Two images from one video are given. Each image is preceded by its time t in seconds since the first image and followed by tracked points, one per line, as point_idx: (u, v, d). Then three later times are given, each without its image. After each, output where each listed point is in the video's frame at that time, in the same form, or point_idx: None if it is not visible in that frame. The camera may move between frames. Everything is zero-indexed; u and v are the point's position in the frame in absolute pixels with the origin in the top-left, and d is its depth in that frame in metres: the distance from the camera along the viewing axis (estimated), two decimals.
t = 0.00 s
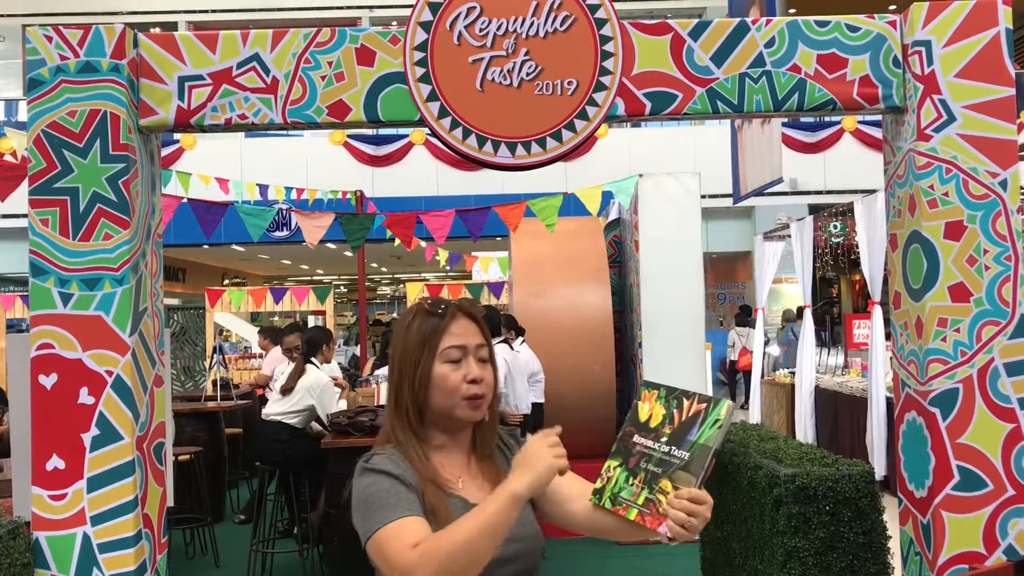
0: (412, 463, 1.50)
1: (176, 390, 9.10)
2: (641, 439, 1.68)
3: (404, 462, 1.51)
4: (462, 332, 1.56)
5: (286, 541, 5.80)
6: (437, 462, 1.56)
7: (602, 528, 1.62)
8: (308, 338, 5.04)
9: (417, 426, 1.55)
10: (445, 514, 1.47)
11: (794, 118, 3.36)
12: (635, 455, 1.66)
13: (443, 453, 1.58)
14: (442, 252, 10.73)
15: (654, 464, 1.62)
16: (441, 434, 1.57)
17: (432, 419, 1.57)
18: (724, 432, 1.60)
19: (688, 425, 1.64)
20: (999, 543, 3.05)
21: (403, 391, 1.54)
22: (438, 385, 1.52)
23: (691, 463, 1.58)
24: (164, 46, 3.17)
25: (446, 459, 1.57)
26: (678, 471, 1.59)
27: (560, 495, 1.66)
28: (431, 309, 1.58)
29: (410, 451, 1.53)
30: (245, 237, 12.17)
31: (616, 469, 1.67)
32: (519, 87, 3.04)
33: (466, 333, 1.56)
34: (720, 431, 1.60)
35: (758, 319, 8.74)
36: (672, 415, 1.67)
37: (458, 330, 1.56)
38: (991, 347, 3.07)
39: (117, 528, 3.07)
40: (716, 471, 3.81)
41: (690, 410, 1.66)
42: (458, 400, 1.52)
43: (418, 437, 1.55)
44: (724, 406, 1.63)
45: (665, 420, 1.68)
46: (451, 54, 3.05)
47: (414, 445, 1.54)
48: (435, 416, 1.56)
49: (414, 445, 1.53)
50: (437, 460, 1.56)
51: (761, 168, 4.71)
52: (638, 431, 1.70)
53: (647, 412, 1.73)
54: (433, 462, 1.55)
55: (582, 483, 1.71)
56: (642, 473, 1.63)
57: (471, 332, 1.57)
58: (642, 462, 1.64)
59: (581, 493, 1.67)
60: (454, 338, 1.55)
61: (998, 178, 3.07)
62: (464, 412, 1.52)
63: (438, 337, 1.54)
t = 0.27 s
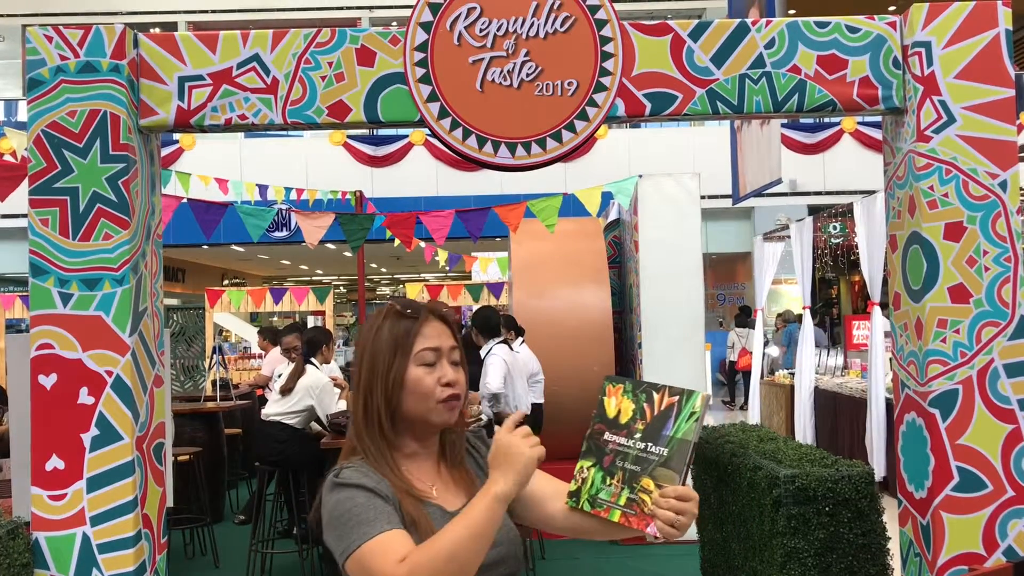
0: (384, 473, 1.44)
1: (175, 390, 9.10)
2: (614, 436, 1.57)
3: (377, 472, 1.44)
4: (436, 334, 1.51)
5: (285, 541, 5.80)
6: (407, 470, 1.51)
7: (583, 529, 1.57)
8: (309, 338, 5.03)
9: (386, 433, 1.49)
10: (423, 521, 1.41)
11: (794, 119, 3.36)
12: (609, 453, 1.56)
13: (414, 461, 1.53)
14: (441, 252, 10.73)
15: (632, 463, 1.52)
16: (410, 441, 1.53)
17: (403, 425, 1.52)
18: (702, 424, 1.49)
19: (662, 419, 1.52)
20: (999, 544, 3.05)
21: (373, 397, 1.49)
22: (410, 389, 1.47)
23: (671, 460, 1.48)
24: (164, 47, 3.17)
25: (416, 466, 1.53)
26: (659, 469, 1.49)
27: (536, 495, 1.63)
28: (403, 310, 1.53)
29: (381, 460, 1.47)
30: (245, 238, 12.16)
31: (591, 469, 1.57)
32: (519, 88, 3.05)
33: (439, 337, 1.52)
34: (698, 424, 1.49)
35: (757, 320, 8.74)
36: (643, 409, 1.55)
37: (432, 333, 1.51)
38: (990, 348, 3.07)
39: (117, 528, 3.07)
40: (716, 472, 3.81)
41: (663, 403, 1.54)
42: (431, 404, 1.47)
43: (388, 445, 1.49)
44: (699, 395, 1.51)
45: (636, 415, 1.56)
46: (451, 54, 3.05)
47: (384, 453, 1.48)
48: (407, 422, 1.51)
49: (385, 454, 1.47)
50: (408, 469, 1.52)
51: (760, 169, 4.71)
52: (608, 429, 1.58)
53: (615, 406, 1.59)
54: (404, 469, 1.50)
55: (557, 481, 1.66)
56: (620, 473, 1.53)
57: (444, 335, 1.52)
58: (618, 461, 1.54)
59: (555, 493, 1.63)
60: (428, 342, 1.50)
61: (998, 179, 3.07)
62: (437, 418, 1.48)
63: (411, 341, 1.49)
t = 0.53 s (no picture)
0: (354, 489, 1.32)
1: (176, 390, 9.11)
2: (592, 442, 1.58)
3: (346, 489, 1.31)
4: (414, 349, 1.39)
5: (284, 541, 5.80)
6: (376, 485, 1.38)
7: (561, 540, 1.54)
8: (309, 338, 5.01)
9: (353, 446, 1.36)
10: (399, 537, 1.30)
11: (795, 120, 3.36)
12: (588, 461, 1.57)
13: (385, 474, 1.40)
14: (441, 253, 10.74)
15: (611, 469, 1.52)
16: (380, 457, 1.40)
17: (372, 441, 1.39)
18: (683, 430, 1.48)
19: (642, 425, 1.52)
20: (999, 545, 3.05)
21: (341, 409, 1.36)
22: (380, 406, 1.35)
23: (650, 466, 1.47)
24: (164, 47, 3.17)
25: (387, 480, 1.40)
26: (638, 476, 1.48)
27: (513, 503, 1.52)
28: (381, 320, 1.40)
29: (349, 475, 1.34)
30: (245, 238, 12.17)
31: (570, 476, 1.57)
32: (519, 88, 3.05)
33: (418, 351, 1.39)
34: (678, 430, 1.48)
35: (757, 321, 8.74)
36: (623, 415, 1.56)
37: (410, 347, 1.38)
38: (990, 349, 3.07)
39: (117, 528, 3.07)
40: (716, 473, 3.82)
41: (643, 409, 1.54)
42: (401, 424, 1.35)
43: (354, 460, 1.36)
44: (679, 402, 1.51)
45: (616, 421, 1.57)
46: (451, 54, 3.05)
47: (349, 469, 1.35)
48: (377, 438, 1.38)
49: (352, 469, 1.34)
50: (377, 483, 1.39)
51: (760, 170, 4.70)
52: (588, 435, 1.59)
53: (595, 413, 1.62)
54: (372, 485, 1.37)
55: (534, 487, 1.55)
56: (599, 480, 1.53)
57: (421, 350, 1.40)
58: (598, 468, 1.54)
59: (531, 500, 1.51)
60: (404, 357, 1.37)
61: (998, 180, 3.08)
62: (405, 440, 1.36)
63: (385, 354, 1.36)
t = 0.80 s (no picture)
0: (336, 499, 1.31)
1: (176, 391, 9.11)
2: (580, 452, 1.58)
3: (328, 498, 1.31)
4: (397, 351, 1.39)
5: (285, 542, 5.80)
6: (360, 491, 1.38)
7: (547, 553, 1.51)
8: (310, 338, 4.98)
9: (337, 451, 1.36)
10: (382, 545, 1.29)
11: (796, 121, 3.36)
12: (575, 471, 1.57)
13: (369, 481, 1.40)
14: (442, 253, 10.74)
15: (599, 481, 1.52)
16: (365, 462, 1.40)
17: (355, 447, 1.39)
18: (671, 442, 1.50)
19: (631, 436, 1.54)
20: (1001, 545, 3.05)
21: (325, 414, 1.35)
22: (366, 409, 1.35)
23: (639, 479, 1.48)
24: (166, 47, 3.17)
25: (371, 486, 1.40)
26: (626, 488, 1.48)
27: (499, 512, 1.53)
28: (364, 322, 1.39)
29: (331, 483, 1.34)
30: (246, 239, 12.17)
31: (555, 486, 1.57)
32: (520, 89, 3.05)
33: (402, 354, 1.39)
34: (667, 442, 1.50)
35: (758, 321, 8.72)
36: (611, 425, 1.58)
37: (393, 349, 1.38)
38: (992, 350, 3.07)
39: (118, 529, 3.07)
40: (717, 473, 3.81)
41: (632, 419, 1.56)
42: (388, 427, 1.35)
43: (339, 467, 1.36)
44: (669, 415, 1.53)
45: (604, 431, 1.58)
46: (453, 55, 3.05)
47: (332, 477, 1.35)
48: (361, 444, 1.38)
49: (335, 477, 1.34)
50: (361, 490, 1.39)
51: (761, 170, 4.70)
52: (575, 445, 1.60)
53: (582, 422, 1.63)
54: (357, 491, 1.37)
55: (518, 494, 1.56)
56: (586, 491, 1.52)
57: (405, 351, 1.40)
58: (585, 479, 1.54)
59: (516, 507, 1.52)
60: (388, 358, 1.37)
61: (1000, 180, 3.08)
62: (392, 444, 1.36)
63: (369, 358, 1.36)
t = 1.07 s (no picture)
0: (335, 493, 1.27)
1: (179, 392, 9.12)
2: (586, 462, 1.41)
3: (328, 492, 1.26)
4: (369, 328, 1.38)
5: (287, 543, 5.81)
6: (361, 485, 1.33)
7: (557, 564, 1.41)
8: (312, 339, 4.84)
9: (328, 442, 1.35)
10: (379, 543, 1.24)
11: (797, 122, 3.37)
12: (582, 482, 1.40)
13: (370, 475, 1.35)
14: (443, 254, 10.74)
15: (604, 491, 1.36)
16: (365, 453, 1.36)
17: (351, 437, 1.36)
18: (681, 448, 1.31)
19: (637, 444, 1.35)
20: (1002, 546, 3.04)
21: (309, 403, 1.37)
22: (340, 388, 1.34)
23: (645, 488, 1.32)
24: (168, 49, 3.17)
25: (372, 479, 1.35)
26: (632, 498, 1.33)
27: (510, 519, 1.48)
28: (338, 313, 1.43)
29: (331, 476, 1.29)
30: (247, 240, 12.19)
31: (563, 498, 1.41)
32: (522, 90, 3.05)
33: (373, 330, 1.39)
34: (675, 448, 1.31)
35: (759, 323, 8.73)
36: (618, 433, 1.39)
37: (365, 328, 1.39)
38: (993, 350, 3.07)
39: (120, 530, 3.07)
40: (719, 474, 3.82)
41: (638, 426, 1.37)
42: (363, 402, 1.32)
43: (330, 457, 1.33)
44: (676, 416, 1.34)
45: (611, 440, 1.39)
46: (454, 57, 3.06)
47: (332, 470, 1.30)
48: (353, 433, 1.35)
49: (329, 466, 1.31)
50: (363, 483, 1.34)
51: (762, 172, 4.70)
52: (581, 455, 1.42)
53: (589, 431, 1.43)
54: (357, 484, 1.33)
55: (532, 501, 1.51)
56: (591, 502, 1.38)
57: (379, 329, 1.39)
58: (591, 490, 1.38)
59: (530, 515, 1.48)
60: (358, 336, 1.38)
61: (1001, 181, 3.07)
62: (370, 419, 1.32)
63: (337, 340, 1.38)
